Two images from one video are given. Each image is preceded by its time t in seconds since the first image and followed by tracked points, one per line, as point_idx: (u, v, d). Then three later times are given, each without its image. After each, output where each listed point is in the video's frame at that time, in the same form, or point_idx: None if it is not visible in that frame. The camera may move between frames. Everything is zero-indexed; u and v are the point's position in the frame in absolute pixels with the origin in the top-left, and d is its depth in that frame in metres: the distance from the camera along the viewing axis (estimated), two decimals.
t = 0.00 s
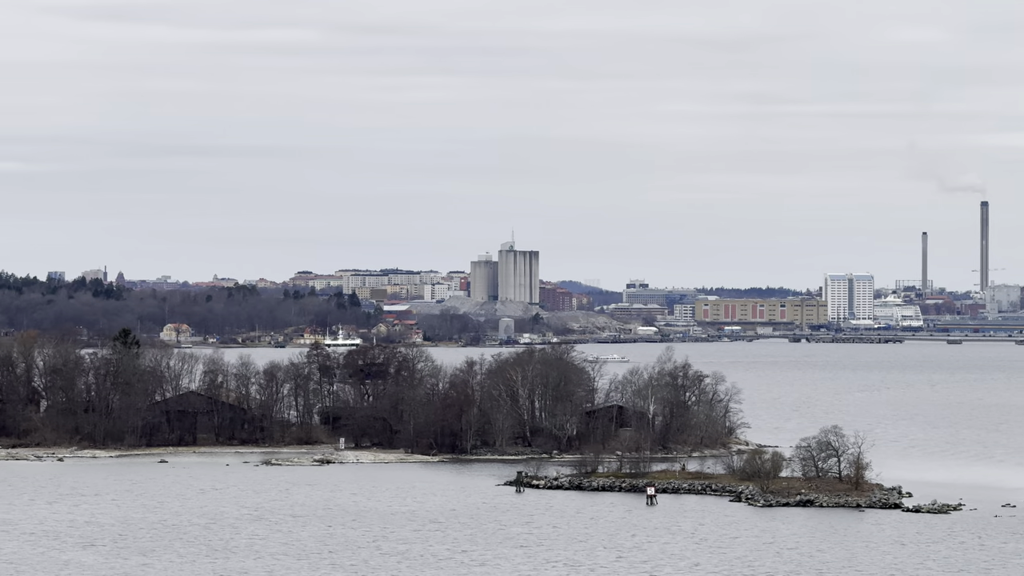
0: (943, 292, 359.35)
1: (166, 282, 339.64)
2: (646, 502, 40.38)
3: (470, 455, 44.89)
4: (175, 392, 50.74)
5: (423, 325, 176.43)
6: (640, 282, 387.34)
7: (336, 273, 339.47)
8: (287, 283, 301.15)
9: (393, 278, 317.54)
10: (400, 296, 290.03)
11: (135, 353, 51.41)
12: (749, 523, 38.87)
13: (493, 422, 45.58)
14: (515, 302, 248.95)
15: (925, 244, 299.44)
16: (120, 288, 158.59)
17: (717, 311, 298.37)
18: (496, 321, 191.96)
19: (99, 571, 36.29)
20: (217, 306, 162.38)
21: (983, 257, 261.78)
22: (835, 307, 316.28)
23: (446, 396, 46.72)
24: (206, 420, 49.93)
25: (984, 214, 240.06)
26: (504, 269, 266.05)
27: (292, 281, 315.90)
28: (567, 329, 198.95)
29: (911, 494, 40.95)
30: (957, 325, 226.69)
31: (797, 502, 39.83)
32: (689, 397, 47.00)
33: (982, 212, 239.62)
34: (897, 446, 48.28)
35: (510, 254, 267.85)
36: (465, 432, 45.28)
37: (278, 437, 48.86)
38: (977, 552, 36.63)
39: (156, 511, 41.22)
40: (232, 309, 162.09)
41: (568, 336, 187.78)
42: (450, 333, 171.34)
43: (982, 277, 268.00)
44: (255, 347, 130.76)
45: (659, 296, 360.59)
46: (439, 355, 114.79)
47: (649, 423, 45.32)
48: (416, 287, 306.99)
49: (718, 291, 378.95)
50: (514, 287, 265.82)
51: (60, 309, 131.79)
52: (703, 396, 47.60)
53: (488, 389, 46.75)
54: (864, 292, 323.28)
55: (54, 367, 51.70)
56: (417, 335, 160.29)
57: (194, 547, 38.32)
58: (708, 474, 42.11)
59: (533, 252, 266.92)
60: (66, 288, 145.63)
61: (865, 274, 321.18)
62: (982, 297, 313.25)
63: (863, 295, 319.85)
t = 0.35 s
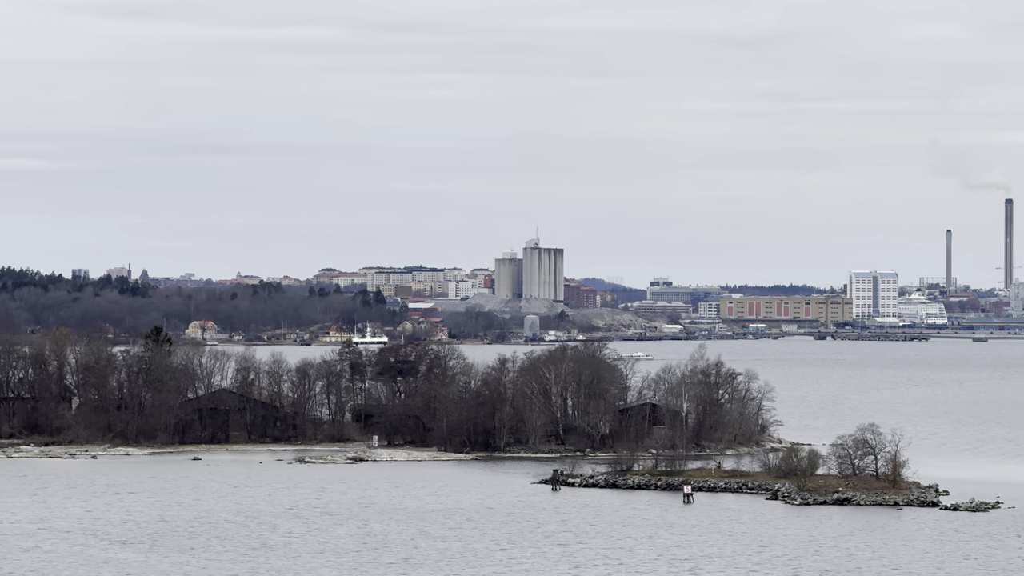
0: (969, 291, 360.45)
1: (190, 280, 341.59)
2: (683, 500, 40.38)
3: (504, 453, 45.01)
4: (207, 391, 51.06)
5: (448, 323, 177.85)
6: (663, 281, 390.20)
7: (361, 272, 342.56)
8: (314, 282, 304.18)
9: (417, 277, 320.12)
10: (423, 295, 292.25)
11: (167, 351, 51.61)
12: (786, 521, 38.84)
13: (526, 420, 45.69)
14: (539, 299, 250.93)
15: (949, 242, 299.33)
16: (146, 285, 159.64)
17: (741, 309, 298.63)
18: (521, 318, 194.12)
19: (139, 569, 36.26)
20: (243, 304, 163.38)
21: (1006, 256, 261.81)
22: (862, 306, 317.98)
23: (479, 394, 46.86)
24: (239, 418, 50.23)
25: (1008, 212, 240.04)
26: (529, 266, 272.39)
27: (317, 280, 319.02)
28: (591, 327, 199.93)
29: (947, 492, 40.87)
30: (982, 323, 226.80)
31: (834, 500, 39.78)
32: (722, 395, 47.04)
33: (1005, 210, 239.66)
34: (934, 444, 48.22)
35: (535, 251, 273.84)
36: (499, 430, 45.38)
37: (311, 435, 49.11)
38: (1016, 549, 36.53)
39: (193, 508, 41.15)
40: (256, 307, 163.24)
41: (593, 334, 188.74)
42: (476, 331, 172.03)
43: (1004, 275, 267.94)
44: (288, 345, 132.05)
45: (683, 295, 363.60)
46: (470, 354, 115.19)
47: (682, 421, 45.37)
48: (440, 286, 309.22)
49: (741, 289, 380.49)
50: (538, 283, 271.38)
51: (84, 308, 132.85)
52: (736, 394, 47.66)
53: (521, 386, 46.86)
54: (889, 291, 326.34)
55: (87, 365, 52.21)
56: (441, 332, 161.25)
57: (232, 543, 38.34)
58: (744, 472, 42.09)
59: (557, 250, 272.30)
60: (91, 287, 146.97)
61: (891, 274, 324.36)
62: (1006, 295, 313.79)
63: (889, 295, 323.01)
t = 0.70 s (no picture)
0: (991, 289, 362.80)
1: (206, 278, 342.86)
2: (715, 498, 40.38)
3: (532, 450, 45.10)
4: (235, 387, 51.40)
5: (469, 321, 179.16)
6: (683, 278, 395.67)
7: (383, 269, 346.38)
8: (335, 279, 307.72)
9: (437, 274, 323.16)
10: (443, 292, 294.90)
11: (195, 349, 52.10)
12: (818, 518, 38.80)
13: (555, 417, 45.74)
14: (561, 297, 253.35)
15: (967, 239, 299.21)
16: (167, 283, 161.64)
17: (762, 305, 299.68)
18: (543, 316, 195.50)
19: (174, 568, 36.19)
20: (263, 301, 164.61)
21: None
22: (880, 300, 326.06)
23: (508, 393, 46.97)
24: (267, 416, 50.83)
25: None
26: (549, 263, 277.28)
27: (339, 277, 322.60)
28: (612, 324, 201.07)
29: (979, 490, 40.75)
30: (1003, 322, 226.79)
31: (867, 498, 39.70)
32: (751, 392, 46.96)
33: None
34: (966, 441, 48.13)
35: (554, 249, 278.31)
36: (528, 428, 45.42)
37: (338, 432, 49.99)
38: None
39: (224, 505, 41.14)
40: (277, 304, 164.46)
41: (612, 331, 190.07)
42: (496, 329, 172.93)
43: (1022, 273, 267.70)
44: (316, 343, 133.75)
45: (703, 293, 368.66)
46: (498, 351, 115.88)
47: (712, 419, 45.34)
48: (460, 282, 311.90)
49: (762, 287, 383.31)
50: (557, 281, 276.83)
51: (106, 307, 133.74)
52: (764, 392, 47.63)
53: (549, 383, 46.96)
54: (909, 288, 332.36)
55: (115, 363, 52.95)
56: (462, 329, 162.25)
57: (264, 539, 38.36)
58: (775, 470, 42.05)
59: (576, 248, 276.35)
60: (112, 284, 148.33)
61: (911, 272, 330.95)
62: None
63: (909, 291, 329.48)
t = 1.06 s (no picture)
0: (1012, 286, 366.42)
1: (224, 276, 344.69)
2: (748, 496, 40.34)
3: (562, 448, 45.35)
4: (261, 385, 52.72)
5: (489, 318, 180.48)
6: (704, 275, 400.30)
7: (405, 266, 349.98)
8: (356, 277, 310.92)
9: (457, 272, 325.81)
10: (463, 290, 297.46)
11: (221, 346, 53.65)
12: (851, 516, 38.74)
13: (584, 415, 46.25)
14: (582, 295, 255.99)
15: (986, 238, 299.35)
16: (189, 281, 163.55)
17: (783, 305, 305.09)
18: (564, 313, 197.27)
19: (206, 565, 36.22)
20: (285, 299, 166.28)
21: None
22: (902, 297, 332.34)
23: (537, 392, 47.54)
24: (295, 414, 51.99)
25: None
26: (570, 261, 281.21)
27: (360, 274, 325.66)
28: (633, 322, 202.60)
29: (1013, 489, 40.64)
30: None
31: (900, 497, 39.65)
32: (780, 390, 47.16)
33: None
34: (999, 440, 48.16)
35: (574, 247, 281.80)
36: (557, 426, 46.00)
37: (366, 431, 50.71)
38: None
39: (256, 503, 41.21)
40: (299, 302, 166.47)
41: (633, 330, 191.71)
42: (518, 327, 174.34)
43: None
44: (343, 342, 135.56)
45: (724, 290, 371.81)
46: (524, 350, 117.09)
47: (741, 418, 45.44)
48: (479, 279, 314.57)
49: (782, 284, 386.86)
50: (578, 279, 280.91)
51: (127, 303, 137.79)
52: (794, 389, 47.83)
53: (578, 382, 47.59)
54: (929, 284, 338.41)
55: (142, 360, 54.45)
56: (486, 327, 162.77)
57: (297, 538, 38.38)
58: (807, 469, 42.03)
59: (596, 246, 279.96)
60: (133, 282, 150.64)
61: (931, 269, 336.91)
62: None
63: (929, 288, 335.64)
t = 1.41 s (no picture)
0: None
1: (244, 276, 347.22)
2: (781, 497, 40.33)
3: (593, 447, 47.44)
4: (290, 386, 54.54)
5: (512, 318, 181.41)
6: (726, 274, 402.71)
7: (429, 266, 352.32)
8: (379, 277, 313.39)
9: (480, 272, 327.81)
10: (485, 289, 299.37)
11: (248, 347, 55.18)
12: (886, 517, 38.65)
13: (615, 415, 48.15)
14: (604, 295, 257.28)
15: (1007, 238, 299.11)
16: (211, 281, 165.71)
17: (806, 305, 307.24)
18: (587, 313, 198.28)
19: (244, 565, 36.31)
20: (309, 299, 168.05)
21: None
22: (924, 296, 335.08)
23: (568, 392, 49.55)
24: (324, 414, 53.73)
25: None
26: (592, 261, 284.09)
27: (383, 274, 328.03)
28: (656, 322, 203.49)
29: None
30: None
31: (934, 497, 39.56)
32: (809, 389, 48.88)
33: None
34: None
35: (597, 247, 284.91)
36: (588, 426, 47.96)
37: (396, 431, 52.37)
38: None
39: (290, 504, 41.39)
40: (322, 303, 168.25)
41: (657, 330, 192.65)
42: (540, 327, 175.02)
43: None
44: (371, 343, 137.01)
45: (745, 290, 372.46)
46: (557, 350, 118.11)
47: (770, 417, 46.99)
48: (502, 279, 316.40)
49: (804, 284, 388.50)
50: (600, 279, 283.86)
51: (149, 303, 142.41)
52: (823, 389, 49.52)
53: (608, 382, 49.66)
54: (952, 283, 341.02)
55: (171, 361, 55.74)
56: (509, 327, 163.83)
57: (331, 539, 38.47)
58: (840, 469, 42.15)
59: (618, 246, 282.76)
60: (155, 282, 155.06)
61: (953, 269, 339.83)
62: None
63: (951, 289, 338.47)
